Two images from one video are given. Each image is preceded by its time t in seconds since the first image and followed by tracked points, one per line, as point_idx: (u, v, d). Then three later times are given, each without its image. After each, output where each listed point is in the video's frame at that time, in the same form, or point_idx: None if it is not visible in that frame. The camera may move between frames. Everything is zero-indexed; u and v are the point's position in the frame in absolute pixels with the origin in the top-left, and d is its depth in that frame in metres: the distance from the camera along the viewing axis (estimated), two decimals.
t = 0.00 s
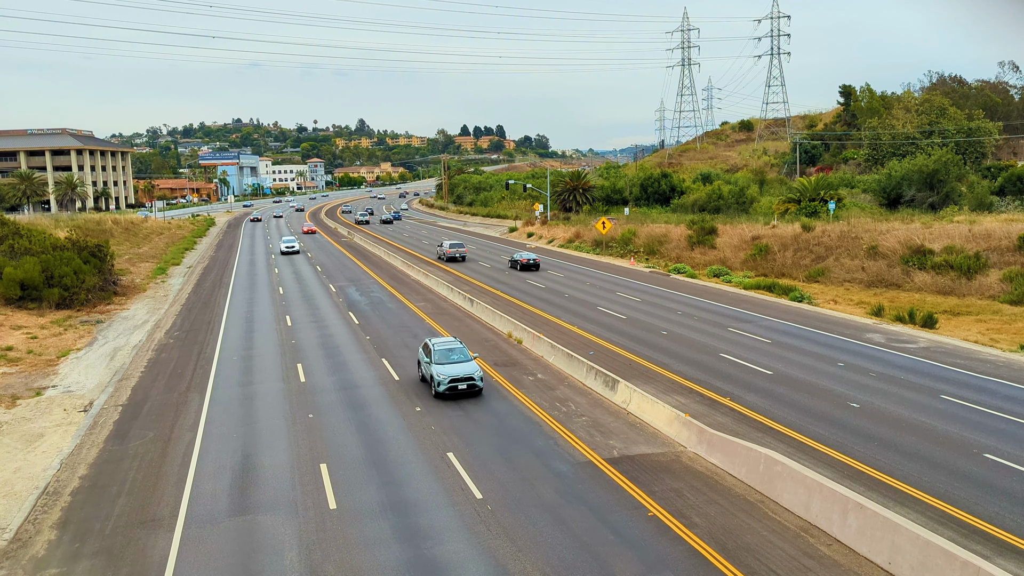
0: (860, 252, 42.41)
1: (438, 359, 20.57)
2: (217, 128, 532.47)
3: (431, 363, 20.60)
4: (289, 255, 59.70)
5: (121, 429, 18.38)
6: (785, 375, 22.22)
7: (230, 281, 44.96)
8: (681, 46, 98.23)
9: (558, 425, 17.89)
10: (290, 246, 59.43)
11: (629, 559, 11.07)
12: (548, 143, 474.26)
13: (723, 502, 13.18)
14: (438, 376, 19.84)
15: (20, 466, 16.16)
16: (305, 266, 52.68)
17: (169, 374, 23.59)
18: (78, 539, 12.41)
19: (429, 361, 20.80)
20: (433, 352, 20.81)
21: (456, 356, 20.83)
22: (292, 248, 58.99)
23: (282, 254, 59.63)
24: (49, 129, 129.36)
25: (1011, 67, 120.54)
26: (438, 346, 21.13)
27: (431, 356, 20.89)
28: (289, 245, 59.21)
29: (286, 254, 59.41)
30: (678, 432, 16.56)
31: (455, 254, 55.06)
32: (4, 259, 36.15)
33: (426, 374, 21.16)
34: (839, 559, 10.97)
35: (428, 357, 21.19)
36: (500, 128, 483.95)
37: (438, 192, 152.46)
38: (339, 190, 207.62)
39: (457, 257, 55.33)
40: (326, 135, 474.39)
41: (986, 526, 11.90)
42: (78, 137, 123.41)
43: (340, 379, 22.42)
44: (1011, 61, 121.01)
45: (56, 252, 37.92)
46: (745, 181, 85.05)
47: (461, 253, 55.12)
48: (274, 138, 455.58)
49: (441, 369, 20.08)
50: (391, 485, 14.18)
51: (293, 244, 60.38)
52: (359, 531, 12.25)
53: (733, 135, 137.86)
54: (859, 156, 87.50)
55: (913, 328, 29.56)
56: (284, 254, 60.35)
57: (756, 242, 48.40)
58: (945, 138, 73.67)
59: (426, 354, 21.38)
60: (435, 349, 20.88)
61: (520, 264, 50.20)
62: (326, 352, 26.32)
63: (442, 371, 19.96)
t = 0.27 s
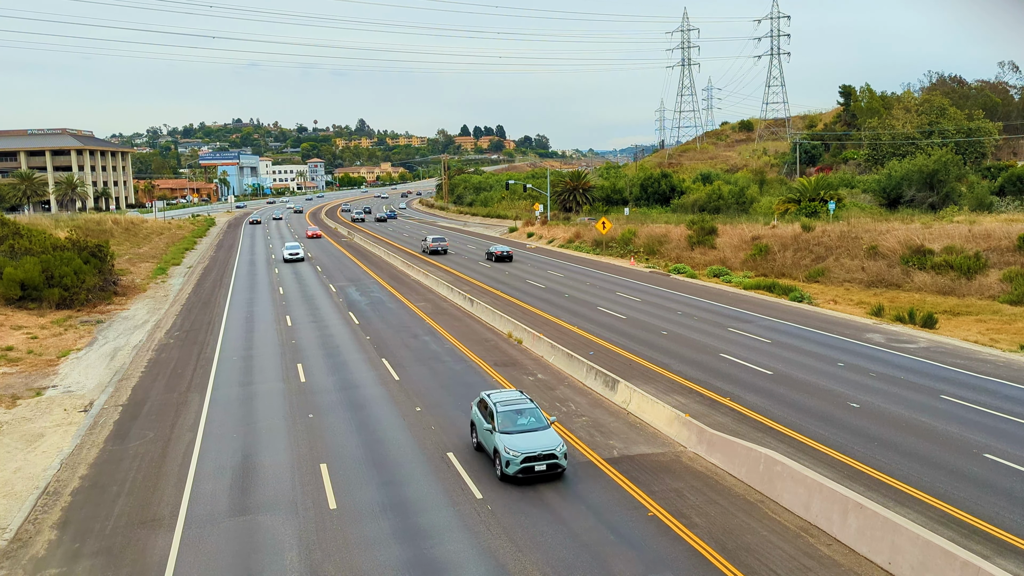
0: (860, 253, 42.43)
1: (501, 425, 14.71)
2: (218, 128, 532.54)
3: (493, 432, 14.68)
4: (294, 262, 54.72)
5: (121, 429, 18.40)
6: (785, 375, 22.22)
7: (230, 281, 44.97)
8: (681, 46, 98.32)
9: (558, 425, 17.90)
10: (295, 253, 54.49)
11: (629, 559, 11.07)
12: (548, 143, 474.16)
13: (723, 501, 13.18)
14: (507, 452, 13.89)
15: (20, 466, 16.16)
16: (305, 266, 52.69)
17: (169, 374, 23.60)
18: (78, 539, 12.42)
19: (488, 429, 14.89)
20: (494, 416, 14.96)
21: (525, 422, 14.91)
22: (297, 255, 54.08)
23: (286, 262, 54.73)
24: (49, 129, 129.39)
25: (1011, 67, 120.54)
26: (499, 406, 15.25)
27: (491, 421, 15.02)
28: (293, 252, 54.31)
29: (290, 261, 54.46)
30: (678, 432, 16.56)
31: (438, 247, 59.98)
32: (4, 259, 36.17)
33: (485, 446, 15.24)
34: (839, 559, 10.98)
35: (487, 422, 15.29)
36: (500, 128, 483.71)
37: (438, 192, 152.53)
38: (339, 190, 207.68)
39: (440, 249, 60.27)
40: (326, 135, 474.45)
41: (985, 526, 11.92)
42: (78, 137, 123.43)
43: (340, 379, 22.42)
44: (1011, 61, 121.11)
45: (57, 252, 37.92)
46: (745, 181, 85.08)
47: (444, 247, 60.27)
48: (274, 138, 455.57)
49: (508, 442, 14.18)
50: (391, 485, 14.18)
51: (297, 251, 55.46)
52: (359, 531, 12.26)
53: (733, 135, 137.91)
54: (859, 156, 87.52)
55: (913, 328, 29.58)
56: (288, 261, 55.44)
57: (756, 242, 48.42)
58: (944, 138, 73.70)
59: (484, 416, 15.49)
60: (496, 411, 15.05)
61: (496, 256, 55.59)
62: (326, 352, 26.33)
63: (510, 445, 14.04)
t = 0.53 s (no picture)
0: (860, 252, 42.41)
1: (640, 568, 8.68)
2: (218, 128, 532.66)
3: None
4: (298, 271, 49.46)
5: (121, 429, 18.39)
6: (785, 375, 22.21)
7: (230, 281, 44.95)
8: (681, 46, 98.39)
9: (558, 425, 17.88)
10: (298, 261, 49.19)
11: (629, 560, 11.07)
12: (548, 143, 474.02)
13: (723, 501, 13.17)
14: None
15: (20, 466, 16.15)
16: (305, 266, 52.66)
17: (169, 375, 23.59)
18: (78, 539, 12.41)
19: (616, 572, 8.89)
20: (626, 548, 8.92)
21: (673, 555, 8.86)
22: (302, 264, 48.81)
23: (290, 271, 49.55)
24: (49, 129, 129.39)
25: (1012, 67, 120.45)
26: (630, 528, 9.22)
27: (624, 557, 8.96)
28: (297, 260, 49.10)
29: (295, 270, 49.30)
30: (678, 432, 16.56)
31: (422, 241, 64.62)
32: (4, 259, 36.15)
33: None
34: (839, 559, 10.97)
35: (610, 555, 9.29)
36: (501, 128, 483.78)
37: (438, 192, 152.56)
38: (339, 190, 207.77)
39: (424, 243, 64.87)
40: (326, 135, 474.49)
41: (986, 526, 11.91)
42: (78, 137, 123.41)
43: (340, 379, 22.41)
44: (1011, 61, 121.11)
45: (57, 252, 37.92)
46: (745, 181, 85.08)
47: (427, 241, 64.92)
48: (274, 138, 455.64)
49: None
50: (391, 485, 14.18)
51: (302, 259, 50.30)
52: (359, 531, 12.25)
53: (733, 135, 137.92)
54: (859, 156, 87.49)
55: (913, 328, 29.57)
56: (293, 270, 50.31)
57: (756, 242, 48.41)
58: (944, 138, 73.70)
59: (606, 544, 9.51)
60: (627, 540, 9.00)
61: (474, 249, 60.83)
62: (327, 352, 26.31)
63: None
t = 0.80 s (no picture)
0: (860, 253, 42.42)
1: None
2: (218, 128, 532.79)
3: None
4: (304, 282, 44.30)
5: (121, 429, 18.39)
6: (785, 375, 22.20)
7: (230, 281, 44.96)
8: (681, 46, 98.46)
9: (558, 425, 17.89)
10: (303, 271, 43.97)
11: (629, 559, 11.08)
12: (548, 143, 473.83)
13: (723, 502, 13.17)
14: None
15: (20, 467, 16.15)
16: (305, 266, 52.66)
17: (169, 375, 23.59)
18: (78, 539, 12.41)
19: None
20: None
21: None
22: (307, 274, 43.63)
23: (295, 282, 44.38)
24: (49, 129, 129.36)
25: (1011, 67, 120.44)
26: None
27: None
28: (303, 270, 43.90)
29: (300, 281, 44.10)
30: (678, 432, 16.56)
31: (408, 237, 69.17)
32: (4, 259, 36.15)
33: None
34: (839, 559, 10.97)
35: None
36: (500, 128, 483.76)
37: (438, 192, 152.62)
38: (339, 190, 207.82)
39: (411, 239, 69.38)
40: (326, 135, 474.55)
41: (985, 526, 11.91)
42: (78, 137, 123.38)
43: (340, 379, 22.42)
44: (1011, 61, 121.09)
45: (57, 252, 37.91)
46: (745, 181, 85.08)
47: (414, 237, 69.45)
48: (274, 138, 455.69)
49: None
50: (391, 485, 14.19)
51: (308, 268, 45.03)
52: (359, 531, 12.24)
53: (733, 135, 137.92)
54: (859, 156, 87.46)
55: (913, 328, 29.57)
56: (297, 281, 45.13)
57: (756, 242, 48.41)
58: (945, 138, 73.69)
59: None
60: None
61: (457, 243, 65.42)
62: (327, 352, 26.32)
63: None
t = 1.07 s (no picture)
0: (860, 253, 42.41)
1: None
2: (218, 129, 532.83)
3: None
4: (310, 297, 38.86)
5: (121, 429, 18.39)
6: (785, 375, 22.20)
7: (230, 281, 44.96)
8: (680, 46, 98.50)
9: (558, 425, 17.88)
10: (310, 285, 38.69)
11: (628, 559, 11.09)
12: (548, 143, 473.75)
13: (723, 501, 13.18)
14: None
15: (20, 467, 16.16)
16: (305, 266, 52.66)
17: (169, 375, 23.59)
18: (78, 539, 12.42)
19: None
20: None
21: None
22: (317, 288, 38.30)
23: (300, 297, 39.09)
24: (48, 129, 129.37)
25: (1011, 66, 120.40)
26: None
27: None
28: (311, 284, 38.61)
29: (307, 295, 38.71)
30: (678, 432, 16.56)
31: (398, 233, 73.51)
32: (4, 259, 36.16)
33: None
34: (839, 559, 10.97)
35: None
36: (500, 128, 483.92)
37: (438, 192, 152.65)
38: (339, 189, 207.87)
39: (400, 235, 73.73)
40: (326, 135, 474.61)
41: (985, 526, 11.91)
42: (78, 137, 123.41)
43: (340, 379, 22.42)
44: (1011, 61, 121.11)
45: (57, 252, 37.91)
46: (745, 181, 85.09)
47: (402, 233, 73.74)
48: (274, 138, 455.72)
49: None
50: (391, 485, 14.19)
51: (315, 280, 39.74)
52: (360, 531, 12.24)
53: (733, 135, 137.96)
54: (859, 156, 87.47)
55: (913, 328, 29.56)
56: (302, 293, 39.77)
57: (756, 242, 48.42)
58: (945, 138, 73.69)
59: None
60: None
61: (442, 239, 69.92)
62: (327, 352, 26.32)
63: None
